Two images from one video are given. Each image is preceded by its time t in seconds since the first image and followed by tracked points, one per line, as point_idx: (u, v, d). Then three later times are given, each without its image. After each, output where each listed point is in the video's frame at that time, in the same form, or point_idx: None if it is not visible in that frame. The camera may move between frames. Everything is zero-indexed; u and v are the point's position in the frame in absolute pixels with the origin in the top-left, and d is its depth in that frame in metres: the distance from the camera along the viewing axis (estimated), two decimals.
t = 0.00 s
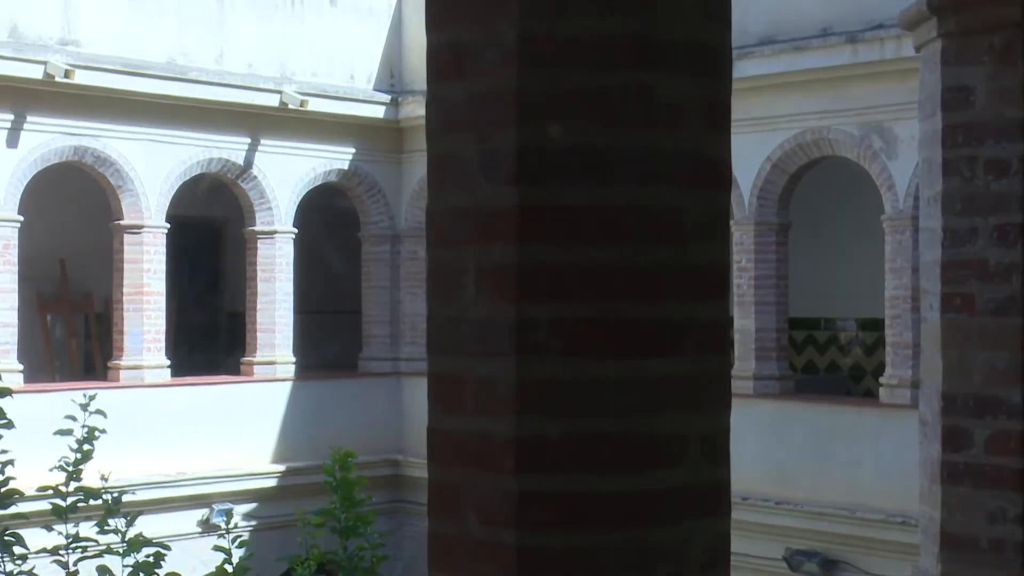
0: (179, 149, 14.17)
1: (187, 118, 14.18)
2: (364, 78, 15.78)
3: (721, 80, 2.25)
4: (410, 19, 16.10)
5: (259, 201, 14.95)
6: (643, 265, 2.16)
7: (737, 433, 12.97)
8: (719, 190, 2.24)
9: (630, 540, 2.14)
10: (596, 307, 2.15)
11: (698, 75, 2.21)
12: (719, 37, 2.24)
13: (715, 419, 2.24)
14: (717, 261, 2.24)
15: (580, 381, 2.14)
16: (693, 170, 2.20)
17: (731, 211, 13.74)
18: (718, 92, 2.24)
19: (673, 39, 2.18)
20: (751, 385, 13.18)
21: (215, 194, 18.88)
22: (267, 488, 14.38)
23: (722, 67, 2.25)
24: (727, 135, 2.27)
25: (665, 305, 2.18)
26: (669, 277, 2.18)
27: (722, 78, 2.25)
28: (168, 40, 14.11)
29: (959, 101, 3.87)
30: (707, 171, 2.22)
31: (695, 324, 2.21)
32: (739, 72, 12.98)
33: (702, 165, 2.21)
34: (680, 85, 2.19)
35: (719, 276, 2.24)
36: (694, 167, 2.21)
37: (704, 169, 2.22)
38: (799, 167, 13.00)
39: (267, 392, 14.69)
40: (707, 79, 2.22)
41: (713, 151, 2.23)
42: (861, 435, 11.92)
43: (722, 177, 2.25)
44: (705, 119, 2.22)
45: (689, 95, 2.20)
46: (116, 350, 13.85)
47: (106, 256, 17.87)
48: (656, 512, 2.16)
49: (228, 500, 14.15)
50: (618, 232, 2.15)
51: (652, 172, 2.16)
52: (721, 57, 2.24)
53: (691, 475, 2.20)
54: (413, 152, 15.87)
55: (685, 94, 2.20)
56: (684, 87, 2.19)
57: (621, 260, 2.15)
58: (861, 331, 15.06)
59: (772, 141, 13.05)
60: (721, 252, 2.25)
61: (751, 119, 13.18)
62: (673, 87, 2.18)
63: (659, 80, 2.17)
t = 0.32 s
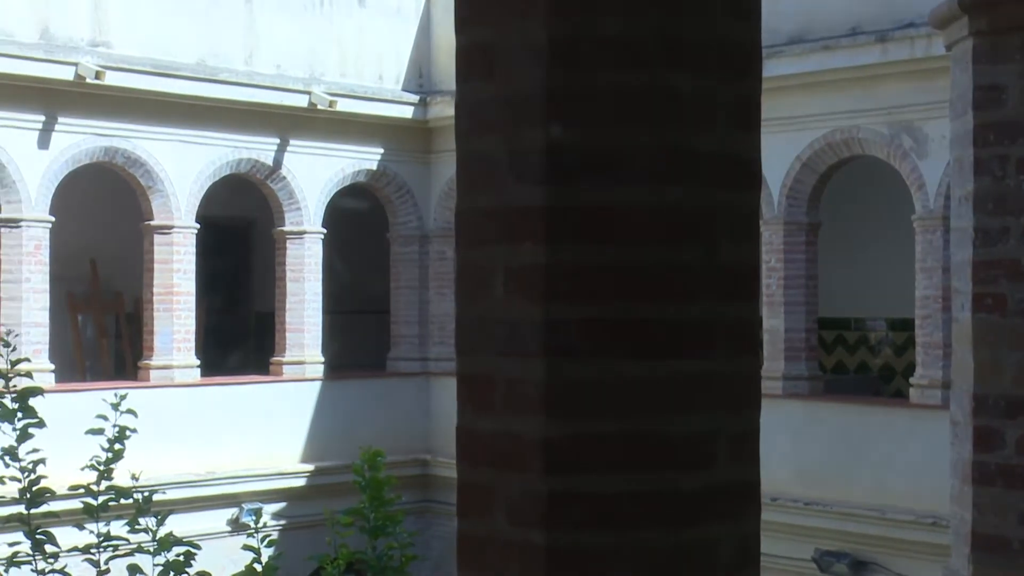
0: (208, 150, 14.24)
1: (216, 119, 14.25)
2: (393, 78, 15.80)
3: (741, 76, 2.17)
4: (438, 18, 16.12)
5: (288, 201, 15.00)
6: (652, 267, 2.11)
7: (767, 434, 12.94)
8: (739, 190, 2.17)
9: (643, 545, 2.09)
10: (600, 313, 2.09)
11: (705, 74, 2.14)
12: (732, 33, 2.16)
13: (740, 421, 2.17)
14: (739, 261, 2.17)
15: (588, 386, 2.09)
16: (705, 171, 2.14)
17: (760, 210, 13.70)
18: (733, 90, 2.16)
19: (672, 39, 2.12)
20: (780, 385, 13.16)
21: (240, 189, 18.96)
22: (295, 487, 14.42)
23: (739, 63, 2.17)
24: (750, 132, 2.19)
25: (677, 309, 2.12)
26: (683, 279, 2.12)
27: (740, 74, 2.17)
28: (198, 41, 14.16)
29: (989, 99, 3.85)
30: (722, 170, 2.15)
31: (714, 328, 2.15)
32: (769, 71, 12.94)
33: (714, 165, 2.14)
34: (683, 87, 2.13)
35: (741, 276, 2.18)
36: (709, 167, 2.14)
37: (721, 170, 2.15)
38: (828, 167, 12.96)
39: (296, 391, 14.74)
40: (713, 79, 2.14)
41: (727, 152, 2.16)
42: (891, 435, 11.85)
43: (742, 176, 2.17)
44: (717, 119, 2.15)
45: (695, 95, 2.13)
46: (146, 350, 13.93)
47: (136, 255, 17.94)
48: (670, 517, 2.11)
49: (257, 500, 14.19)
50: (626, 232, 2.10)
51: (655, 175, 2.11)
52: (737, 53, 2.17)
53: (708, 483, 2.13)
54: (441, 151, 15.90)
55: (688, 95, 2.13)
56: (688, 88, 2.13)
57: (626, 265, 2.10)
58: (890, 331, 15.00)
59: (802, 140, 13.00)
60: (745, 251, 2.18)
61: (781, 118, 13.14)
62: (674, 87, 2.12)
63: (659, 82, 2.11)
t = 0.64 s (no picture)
0: (243, 151, 14.31)
1: (251, 121, 14.33)
2: (426, 79, 15.82)
3: (751, 65, 2.02)
4: (472, 18, 16.13)
5: (322, 202, 15.06)
6: (680, 264, 1.99)
7: (802, 435, 12.89)
8: (756, 188, 2.02)
9: (670, 555, 1.97)
10: (596, 329, 1.98)
11: (704, 69, 2.01)
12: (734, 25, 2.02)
13: (777, 424, 2.04)
14: (765, 263, 2.02)
15: (614, 390, 1.98)
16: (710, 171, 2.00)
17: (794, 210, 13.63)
18: (740, 82, 2.02)
19: (664, 38, 2.00)
20: (815, 386, 13.10)
21: (278, 194, 19.04)
22: (329, 488, 14.45)
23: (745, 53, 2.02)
24: (775, 123, 2.03)
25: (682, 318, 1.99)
26: (709, 277, 2.00)
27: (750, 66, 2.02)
28: (233, 43, 14.23)
29: None
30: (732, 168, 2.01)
31: (731, 338, 2.01)
32: (803, 71, 12.89)
33: (720, 165, 2.00)
34: (681, 84, 2.00)
35: (766, 279, 2.03)
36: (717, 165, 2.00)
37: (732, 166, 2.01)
38: (863, 166, 12.90)
39: (329, 391, 14.78)
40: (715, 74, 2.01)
41: (740, 147, 2.01)
42: (927, 437, 11.77)
43: (761, 172, 2.03)
44: (724, 115, 2.01)
45: (696, 92, 2.00)
46: (181, 350, 14.03)
47: (171, 255, 18.04)
48: (701, 526, 1.99)
49: (292, 499, 14.22)
50: (654, 228, 1.98)
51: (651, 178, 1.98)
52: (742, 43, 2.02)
53: (725, 501, 2.00)
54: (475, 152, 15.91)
55: (686, 93, 2.00)
56: (687, 85, 2.00)
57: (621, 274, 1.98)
58: (926, 332, 14.90)
59: (837, 140, 12.94)
60: (771, 251, 2.03)
61: (817, 117, 13.07)
62: (679, 84, 2.00)
63: (657, 78, 1.99)
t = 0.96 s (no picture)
0: (281, 151, 14.38)
1: (288, 121, 14.38)
2: (463, 79, 15.86)
3: (759, 58, 1.72)
4: (509, 19, 16.15)
5: (360, 202, 15.12)
6: (734, 267, 1.72)
7: (842, 436, 12.81)
8: (770, 199, 1.72)
9: None
10: (619, 366, 1.72)
11: (704, 65, 1.71)
12: (735, 11, 1.72)
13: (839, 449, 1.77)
14: (781, 286, 1.73)
15: (660, 414, 1.71)
16: (730, 181, 1.71)
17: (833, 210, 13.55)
18: (749, 78, 1.72)
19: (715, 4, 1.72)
20: (854, 387, 13.03)
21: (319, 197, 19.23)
22: (367, 487, 14.48)
23: (750, 45, 1.71)
24: (792, 120, 1.73)
25: (682, 355, 1.71)
26: (767, 280, 1.73)
27: (758, 59, 1.72)
28: (271, 44, 14.28)
29: None
30: (739, 177, 1.71)
31: (756, 373, 1.73)
32: (842, 70, 12.85)
33: (754, 173, 1.72)
34: (711, 77, 1.71)
35: (784, 305, 1.74)
36: (720, 176, 1.71)
37: (738, 176, 1.71)
38: (903, 166, 12.82)
39: (366, 391, 14.82)
40: (731, 68, 1.71)
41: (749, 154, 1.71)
42: (968, 438, 11.68)
43: (774, 180, 1.73)
44: (757, 110, 1.72)
45: (709, 86, 1.71)
46: (220, 350, 14.12)
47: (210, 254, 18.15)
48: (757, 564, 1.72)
49: (330, 498, 14.26)
50: (705, 225, 1.71)
51: (693, 185, 1.71)
52: (742, 33, 1.71)
53: (737, 565, 1.71)
54: (512, 152, 15.94)
55: (745, 69, 1.72)
56: (728, 72, 1.72)
57: (638, 300, 1.71)
58: (967, 332, 14.80)
59: (876, 140, 12.88)
60: (790, 270, 1.74)
61: (857, 116, 13.01)
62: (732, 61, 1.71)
63: (710, 54, 1.71)
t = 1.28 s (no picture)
0: (323, 152, 14.44)
1: (330, 122, 14.43)
2: (505, 79, 15.88)
3: (774, 56, 1.68)
4: (551, 19, 16.16)
5: (402, 203, 15.16)
6: (779, 267, 1.68)
7: (886, 437, 12.72)
8: (778, 200, 1.68)
9: None
10: (663, 367, 1.68)
11: (734, 62, 1.68)
12: (724, 9, 1.68)
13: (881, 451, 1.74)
14: (779, 286, 1.68)
15: (705, 415, 1.68)
16: (774, 179, 1.68)
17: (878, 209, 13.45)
18: (753, 77, 1.68)
19: None
20: (898, 387, 12.93)
21: (358, 196, 19.21)
22: (410, 487, 14.50)
23: (753, 41, 1.68)
24: (790, 116, 1.68)
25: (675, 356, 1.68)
26: (810, 279, 1.70)
27: (788, 56, 1.69)
28: (314, 45, 14.34)
29: None
30: (745, 177, 1.68)
31: (800, 374, 1.69)
32: (887, 68, 12.76)
33: (796, 173, 1.69)
34: (753, 76, 1.68)
35: (785, 306, 1.68)
36: (714, 173, 1.67)
37: (732, 175, 1.67)
38: (948, 164, 12.71)
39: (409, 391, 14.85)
40: (775, 66, 1.68)
41: (766, 153, 1.68)
42: (1014, 439, 11.55)
43: (771, 179, 1.68)
44: (800, 108, 1.69)
45: (753, 84, 1.68)
46: (264, 350, 14.20)
47: (253, 254, 18.25)
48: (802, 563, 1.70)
49: (372, 498, 14.30)
50: (748, 223, 1.68)
51: (737, 184, 1.68)
52: (785, 29, 1.68)
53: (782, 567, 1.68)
54: (554, 151, 15.93)
55: (786, 64, 1.69)
56: (771, 70, 1.68)
57: (683, 300, 1.67)
58: (1013, 333, 14.66)
59: (921, 139, 12.79)
60: (791, 271, 1.69)
61: (901, 115, 12.93)
62: (773, 57, 1.68)
63: (753, 51, 1.68)
